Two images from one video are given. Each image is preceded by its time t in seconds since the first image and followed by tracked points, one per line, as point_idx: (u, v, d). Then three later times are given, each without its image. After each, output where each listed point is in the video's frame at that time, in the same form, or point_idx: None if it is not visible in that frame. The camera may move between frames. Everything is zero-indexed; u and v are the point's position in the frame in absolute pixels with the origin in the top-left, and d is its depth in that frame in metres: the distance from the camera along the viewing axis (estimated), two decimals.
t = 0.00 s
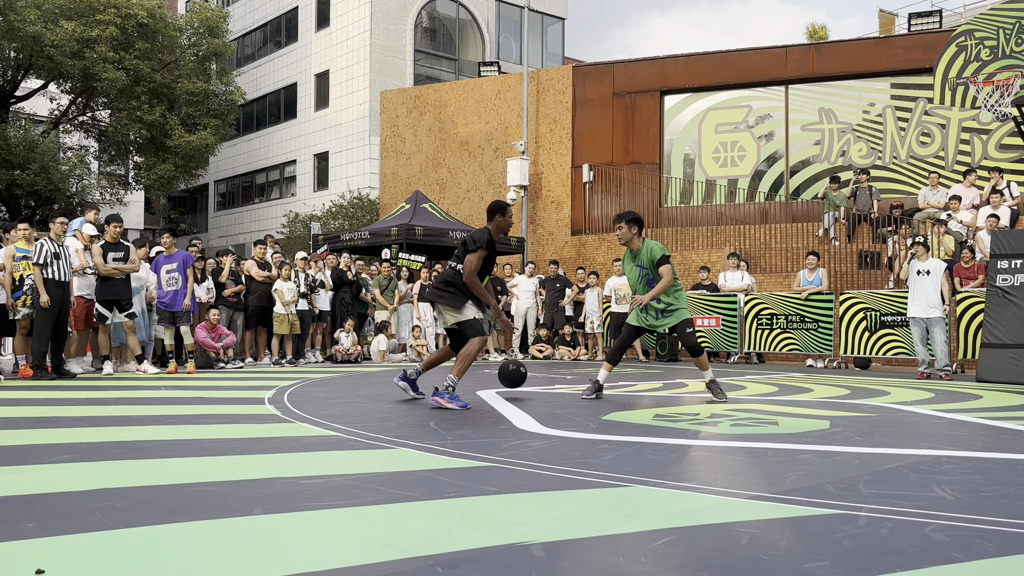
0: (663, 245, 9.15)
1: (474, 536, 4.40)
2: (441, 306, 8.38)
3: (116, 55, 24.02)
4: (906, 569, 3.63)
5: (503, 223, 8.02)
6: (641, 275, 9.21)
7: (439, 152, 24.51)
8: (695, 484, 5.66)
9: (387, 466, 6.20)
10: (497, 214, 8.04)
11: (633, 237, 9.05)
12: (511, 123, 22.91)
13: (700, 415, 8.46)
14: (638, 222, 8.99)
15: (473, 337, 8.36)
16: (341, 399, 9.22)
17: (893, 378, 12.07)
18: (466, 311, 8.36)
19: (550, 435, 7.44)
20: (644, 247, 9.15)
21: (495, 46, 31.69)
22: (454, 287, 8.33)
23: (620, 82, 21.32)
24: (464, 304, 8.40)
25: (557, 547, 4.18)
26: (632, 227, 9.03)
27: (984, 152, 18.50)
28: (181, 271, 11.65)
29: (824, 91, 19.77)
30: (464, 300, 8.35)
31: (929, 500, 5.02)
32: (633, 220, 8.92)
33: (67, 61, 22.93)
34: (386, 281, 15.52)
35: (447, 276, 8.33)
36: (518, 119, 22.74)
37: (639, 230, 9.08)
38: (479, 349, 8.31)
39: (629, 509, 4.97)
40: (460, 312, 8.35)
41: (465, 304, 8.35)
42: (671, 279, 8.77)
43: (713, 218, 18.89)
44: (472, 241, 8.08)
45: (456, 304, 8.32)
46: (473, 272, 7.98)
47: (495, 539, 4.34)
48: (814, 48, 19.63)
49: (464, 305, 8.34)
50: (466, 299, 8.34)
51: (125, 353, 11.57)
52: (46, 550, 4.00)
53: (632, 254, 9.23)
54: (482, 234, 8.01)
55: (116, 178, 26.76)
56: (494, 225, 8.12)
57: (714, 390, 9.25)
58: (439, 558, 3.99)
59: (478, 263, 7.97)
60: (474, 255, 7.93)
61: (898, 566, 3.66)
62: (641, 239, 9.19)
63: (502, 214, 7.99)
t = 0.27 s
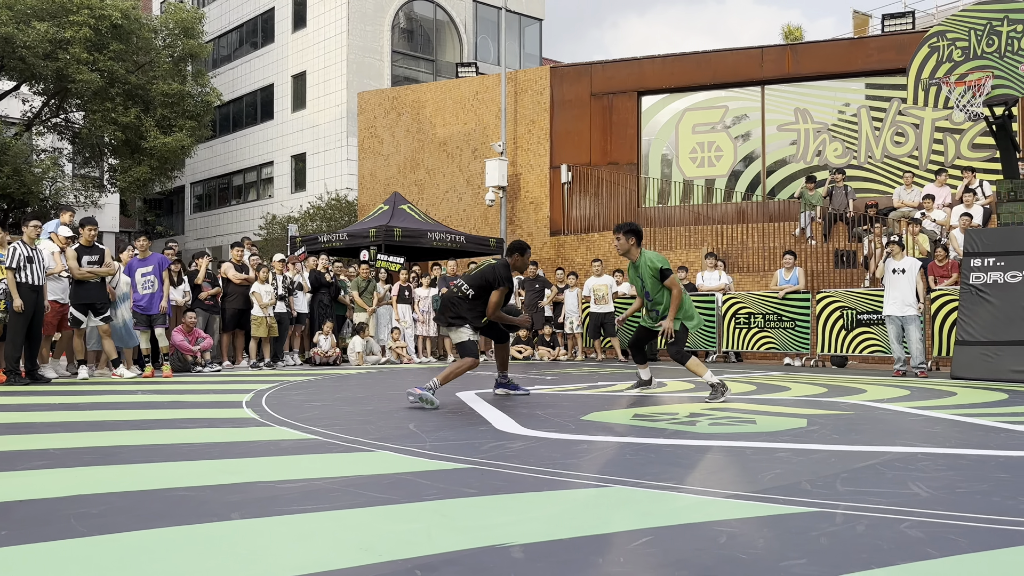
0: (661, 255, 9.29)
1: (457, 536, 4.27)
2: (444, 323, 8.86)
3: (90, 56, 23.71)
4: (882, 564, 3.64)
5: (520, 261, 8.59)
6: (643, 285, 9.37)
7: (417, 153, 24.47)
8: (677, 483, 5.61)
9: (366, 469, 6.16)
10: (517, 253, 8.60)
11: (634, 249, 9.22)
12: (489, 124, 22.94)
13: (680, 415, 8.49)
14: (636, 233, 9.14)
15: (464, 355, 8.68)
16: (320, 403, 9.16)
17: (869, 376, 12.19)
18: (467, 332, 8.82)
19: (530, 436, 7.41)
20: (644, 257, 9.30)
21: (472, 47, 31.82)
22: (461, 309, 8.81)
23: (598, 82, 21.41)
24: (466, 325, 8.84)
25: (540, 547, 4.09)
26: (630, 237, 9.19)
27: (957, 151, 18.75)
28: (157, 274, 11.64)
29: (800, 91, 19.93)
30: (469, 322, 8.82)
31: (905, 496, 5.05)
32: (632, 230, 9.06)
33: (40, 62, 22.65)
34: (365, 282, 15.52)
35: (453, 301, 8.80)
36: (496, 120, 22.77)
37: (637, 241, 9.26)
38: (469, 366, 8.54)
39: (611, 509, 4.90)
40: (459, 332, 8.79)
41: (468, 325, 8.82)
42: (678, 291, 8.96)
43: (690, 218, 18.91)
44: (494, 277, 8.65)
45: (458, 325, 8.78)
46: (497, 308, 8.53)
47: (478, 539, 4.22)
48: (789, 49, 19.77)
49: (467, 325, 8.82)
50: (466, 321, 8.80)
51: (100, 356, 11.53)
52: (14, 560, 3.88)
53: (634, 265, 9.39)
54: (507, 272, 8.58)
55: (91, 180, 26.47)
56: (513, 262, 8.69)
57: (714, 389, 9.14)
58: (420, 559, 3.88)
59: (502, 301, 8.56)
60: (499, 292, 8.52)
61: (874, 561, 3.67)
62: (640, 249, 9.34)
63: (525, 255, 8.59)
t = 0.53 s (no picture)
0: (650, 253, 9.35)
1: (440, 540, 4.26)
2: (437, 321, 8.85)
3: (69, 60, 23.51)
4: (865, 563, 3.66)
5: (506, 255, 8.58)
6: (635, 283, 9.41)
7: (400, 155, 24.43)
8: (662, 484, 5.62)
9: (350, 473, 6.13)
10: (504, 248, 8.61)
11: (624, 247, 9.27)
12: (472, 126, 22.95)
13: (664, 416, 8.52)
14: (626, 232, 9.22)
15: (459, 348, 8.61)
16: (304, 407, 9.13)
17: (852, 374, 12.29)
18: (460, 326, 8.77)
19: (515, 439, 7.41)
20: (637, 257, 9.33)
21: (454, 49, 31.88)
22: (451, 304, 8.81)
23: (581, 84, 21.44)
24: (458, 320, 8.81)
25: (524, 549, 4.08)
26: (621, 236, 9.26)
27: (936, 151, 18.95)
28: (138, 279, 11.45)
29: (780, 92, 20.05)
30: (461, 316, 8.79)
31: (887, 494, 5.08)
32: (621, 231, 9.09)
33: (18, 67, 22.52)
34: (348, 285, 15.31)
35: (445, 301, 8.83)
36: (479, 122, 22.76)
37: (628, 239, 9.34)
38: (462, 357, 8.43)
39: (596, 511, 4.90)
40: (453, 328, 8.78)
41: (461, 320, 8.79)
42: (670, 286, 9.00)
43: (672, 219, 19.21)
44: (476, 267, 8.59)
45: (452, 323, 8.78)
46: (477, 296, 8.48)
47: (462, 543, 4.20)
48: (770, 51, 19.87)
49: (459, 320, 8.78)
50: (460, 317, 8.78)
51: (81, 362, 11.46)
52: None
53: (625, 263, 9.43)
54: (486, 261, 8.55)
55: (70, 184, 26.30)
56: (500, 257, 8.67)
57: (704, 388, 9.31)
58: (405, 563, 3.86)
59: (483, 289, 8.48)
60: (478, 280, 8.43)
61: (856, 560, 3.69)
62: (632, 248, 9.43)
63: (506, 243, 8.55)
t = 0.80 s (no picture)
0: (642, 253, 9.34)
1: (428, 543, 4.25)
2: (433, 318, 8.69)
3: (53, 63, 23.38)
4: (851, 561, 3.67)
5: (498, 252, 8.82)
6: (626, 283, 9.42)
7: (387, 157, 24.40)
8: (650, 485, 5.62)
9: (338, 476, 6.11)
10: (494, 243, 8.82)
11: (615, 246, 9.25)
12: (460, 128, 22.97)
13: (652, 416, 8.54)
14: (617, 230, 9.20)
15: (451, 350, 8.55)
16: (292, 411, 9.09)
17: (839, 373, 12.35)
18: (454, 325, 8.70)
19: (503, 441, 7.40)
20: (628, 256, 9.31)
21: (441, 51, 31.92)
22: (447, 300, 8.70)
23: (567, 86, 21.51)
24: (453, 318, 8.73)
25: (512, 551, 4.07)
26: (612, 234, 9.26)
27: (921, 151, 19.09)
28: (122, 283, 11.38)
29: (766, 93, 20.14)
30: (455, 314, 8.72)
31: (873, 493, 5.11)
32: (614, 229, 9.03)
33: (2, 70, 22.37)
34: (336, 289, 15.31)
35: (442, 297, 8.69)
36: (466, 124, 22.79)
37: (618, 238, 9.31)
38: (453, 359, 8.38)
39: (585, 512, 4.89)
40: (448, 326, 8.69)
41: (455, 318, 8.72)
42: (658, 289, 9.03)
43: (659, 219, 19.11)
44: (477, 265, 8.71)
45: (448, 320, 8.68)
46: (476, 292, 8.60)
47: (449, 545, 4.19)
48: (756, 51, 19.94)
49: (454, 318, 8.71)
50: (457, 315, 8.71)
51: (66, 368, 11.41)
52: None
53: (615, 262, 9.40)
54: (484, 258, 8.72)
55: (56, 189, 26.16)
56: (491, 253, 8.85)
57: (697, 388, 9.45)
58: (392, 566, 3.84)
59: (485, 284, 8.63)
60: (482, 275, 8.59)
61: (842, 558, 3.71)
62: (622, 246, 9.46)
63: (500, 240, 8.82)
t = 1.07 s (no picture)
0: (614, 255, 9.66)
1: (419, 546, 4.24)
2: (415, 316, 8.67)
3: (41, 66, 23.28)
4: (842, 561, 3.68)
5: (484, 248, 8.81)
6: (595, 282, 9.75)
7: (378, 159, 24.36)
8: (641, 486, 5.63)
9: (329, 479, 6.10)
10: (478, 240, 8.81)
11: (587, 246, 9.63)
12: (451, 130, 22.98)
13: (643, 417, 8.55)
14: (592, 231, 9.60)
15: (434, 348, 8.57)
16: (282, 414, 9.08)
17: (830, 373, 12.38)
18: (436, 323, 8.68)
19: (494, 442, 7.40)
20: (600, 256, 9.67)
21: (431, 53, 31.97)
22: (428, 299, 8.69)
23: (558, 87, 21.54)
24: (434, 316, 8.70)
25: (503, 553, 4.06)
26: (585, 235, 9.70)
27: (910, 151, 19.17)
28: (110, 287, 11.33)
29: (756, 94, 20.20)
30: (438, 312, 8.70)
31: (863, 492, 5.13)
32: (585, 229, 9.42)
33: None
34: (327, 291, 15.38)
35: (423, 296, 8.68)
36: (457, 125, 22.79)
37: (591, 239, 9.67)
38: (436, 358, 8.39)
39: (575, 513, 4.90)
40: (430, 324, 8.66)
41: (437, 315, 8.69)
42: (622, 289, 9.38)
43: (649, 220, 19.09)
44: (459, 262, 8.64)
45: (429, 319, 8.65)
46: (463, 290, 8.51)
47: (441, 548, 4.18)
48: (746, 52, 19.98)
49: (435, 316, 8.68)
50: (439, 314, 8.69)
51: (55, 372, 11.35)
52: None
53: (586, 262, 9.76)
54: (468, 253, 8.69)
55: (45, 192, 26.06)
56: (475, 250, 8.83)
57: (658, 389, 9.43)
58: (384, 570, 3.82)
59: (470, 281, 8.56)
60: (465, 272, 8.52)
61: (833, 559, 3.72)
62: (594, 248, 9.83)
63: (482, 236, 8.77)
